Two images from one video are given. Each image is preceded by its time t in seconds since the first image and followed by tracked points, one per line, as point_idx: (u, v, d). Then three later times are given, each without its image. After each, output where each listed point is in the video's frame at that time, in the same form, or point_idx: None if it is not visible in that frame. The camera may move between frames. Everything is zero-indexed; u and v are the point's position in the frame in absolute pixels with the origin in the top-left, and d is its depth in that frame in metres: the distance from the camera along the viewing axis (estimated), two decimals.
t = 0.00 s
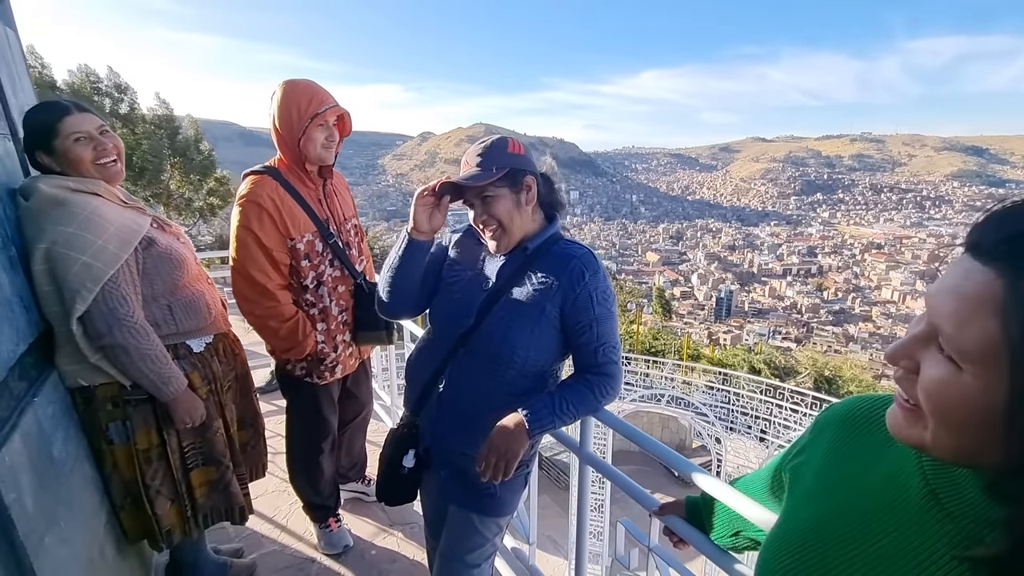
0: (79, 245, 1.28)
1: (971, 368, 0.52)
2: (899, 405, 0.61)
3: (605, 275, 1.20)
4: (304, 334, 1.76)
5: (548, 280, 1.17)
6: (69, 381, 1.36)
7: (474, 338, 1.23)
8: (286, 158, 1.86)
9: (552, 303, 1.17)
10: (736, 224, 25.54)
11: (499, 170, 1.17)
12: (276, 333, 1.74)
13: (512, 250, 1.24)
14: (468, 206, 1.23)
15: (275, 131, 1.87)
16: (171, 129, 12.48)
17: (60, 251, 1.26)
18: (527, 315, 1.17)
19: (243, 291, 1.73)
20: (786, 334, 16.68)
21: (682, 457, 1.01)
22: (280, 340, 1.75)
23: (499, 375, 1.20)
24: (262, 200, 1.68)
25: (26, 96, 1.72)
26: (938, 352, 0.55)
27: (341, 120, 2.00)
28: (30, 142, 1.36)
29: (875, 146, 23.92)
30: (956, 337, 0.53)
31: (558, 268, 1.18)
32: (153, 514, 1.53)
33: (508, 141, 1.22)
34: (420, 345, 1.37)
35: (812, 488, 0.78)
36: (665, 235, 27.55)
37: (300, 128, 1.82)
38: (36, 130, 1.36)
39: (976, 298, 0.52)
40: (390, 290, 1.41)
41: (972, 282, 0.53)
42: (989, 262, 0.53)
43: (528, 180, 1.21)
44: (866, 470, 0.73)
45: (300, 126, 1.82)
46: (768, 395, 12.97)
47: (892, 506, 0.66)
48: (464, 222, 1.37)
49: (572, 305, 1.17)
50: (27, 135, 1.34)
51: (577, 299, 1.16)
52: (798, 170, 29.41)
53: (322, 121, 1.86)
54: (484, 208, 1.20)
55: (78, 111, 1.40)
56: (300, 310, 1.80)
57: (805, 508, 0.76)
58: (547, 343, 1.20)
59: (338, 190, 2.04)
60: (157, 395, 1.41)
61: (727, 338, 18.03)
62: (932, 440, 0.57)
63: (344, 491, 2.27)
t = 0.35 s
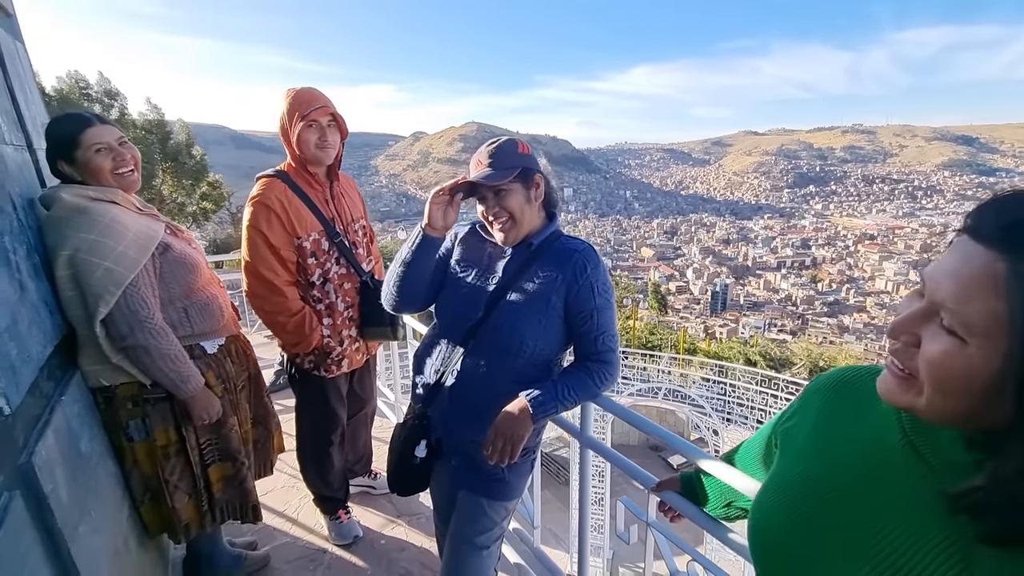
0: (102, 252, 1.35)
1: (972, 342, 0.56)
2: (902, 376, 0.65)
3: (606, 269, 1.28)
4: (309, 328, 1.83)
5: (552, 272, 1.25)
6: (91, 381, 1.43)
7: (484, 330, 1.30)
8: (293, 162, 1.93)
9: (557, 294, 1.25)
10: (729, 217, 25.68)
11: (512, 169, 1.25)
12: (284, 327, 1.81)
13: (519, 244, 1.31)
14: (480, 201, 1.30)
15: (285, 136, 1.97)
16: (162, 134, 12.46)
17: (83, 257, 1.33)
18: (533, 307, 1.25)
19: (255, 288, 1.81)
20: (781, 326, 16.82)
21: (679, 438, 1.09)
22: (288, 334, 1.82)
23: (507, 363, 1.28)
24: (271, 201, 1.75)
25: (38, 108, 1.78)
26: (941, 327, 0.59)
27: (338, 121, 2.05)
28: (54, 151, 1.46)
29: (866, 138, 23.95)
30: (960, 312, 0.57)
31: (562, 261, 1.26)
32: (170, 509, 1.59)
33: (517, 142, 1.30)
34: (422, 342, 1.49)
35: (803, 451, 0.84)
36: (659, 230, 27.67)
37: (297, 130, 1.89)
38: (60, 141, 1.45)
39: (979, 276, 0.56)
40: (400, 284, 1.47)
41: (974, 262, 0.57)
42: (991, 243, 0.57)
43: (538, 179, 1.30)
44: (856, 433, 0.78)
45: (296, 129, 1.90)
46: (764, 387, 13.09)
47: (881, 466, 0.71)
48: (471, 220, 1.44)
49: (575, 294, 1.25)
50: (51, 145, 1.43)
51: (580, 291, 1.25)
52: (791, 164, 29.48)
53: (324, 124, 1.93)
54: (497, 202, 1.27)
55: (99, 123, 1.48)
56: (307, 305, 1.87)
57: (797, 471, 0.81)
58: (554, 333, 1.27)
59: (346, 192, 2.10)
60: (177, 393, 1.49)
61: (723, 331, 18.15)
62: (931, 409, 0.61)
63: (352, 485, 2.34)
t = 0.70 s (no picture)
0: (105, 247, 1.40)
1: (1004, 326, 0.55)
2: (900, 366, 0.63)
3: (597, 261, 1.35)
4: (305, 318, 1.88)
5: (547, 263, 1.31)
6: (94, 373, 1.46)
7: (482, 321, 1.35)
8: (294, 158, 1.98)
9: (553, 285, 1.31)
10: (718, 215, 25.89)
11: (518, 164, 1.30)
12: (280, 316, 1.86)
13: (516, 236, 1.35)
14: (483, 188, 1.33)
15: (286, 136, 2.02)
16: (149, 133, 12.36)
17: (86, 252, 1.37)
18: (531, 297, 1.31)
19: (255, 279, 1.85)
20: (769, 322, 17.03)
21: (661, 418, 1.16)
22: (284, 322, 1.88)
23: (504, 351, 1.33)
24: (272, 196, 1.81)
25: (36, 107, 1.81)
26: (959, 312, 0.58)
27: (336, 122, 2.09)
28: (56, 149, 1.52)
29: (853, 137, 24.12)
30: (991, 296, 0.56)
31: (557, 253, 1.32)
32: (172, 498, 1.62)
33: (520, 140, 1.36)
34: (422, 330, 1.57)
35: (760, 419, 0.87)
36: (648, 228, 27.86)
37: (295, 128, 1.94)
38: (63, 141, 1.52)
39: (1001, 262, 0.56)
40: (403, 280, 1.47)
41: (987, 246, 0.58)
42: (999, 226, 0.58)
43: (538, 178, 1.37)
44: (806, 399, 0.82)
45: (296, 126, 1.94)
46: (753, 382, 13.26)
47: (830, 432, 0.75)
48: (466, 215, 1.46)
49: (569, 284, 1.31)
50: (54, 144, 1.50)
51: (573, 282, 1.31)
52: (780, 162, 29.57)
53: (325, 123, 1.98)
54: (502, 191, 1.31)
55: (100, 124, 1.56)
56: (303, 296, 1.92)
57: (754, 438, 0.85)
58: (549, 322, 1.34)
59: (345, 189, 2.15)
60: (178, 383, 1.54)
61: (712, 328, 18.32)
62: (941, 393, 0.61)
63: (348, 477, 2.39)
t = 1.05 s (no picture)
0: (101, 243, 1.41)
1: (974, 310, 0.60)
2: (880, 353, 0.67)
3: (587, 259, 1.39)
4: (305, 313, 1.91)
5: (539, 260, 1.35)
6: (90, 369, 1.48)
7: (476, 316, 1.39)
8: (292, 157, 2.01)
9: (545, 281, 1.35)
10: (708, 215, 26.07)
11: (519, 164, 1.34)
12: (280, 311, 1.89)
13: (509, 236, 1.39)
14: (484, 186, 1.35)
15: (284, 135, 2.04)
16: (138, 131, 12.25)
17: (82, 249, 1.39)
18: (523, 293, 1.34)
19: (255, 275, 1.88)
20: (758, 321, 17.20)
21: (647, 410, 1.20)
22: (285, 317, 1.90)
23: (499, 346, 1.37)
24: (271, 193, 1.84)
25: (30, 105, 1.82)
26: (933, 298, 0.63)
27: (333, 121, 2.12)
28: (55, 146, 1.54)
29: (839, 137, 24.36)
30: (959, 285, 0.61)
31: (548, 251, 1.36)
32: (166, 493, 1.65)
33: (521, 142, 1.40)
34: (415, 326, 1.61)
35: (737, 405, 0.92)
36: (640, 228, 27.99)
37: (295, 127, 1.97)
38: (61, 138, 1.54)
39: (966, 253, 0.61)
40: (403, 278, 1.47)
41: (953, 238, 0.63)
42: (962, 219, 0.63)
43: (535, 181, 1.41)
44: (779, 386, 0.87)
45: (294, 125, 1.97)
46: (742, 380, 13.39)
47: (803, 417, 0.79)
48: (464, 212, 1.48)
49: (559, 281, 1.35)
50: (53, 141, 1.52)
51: (564, 278, 1.35)
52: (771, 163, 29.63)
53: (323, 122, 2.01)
54: (504, 190, 1.35)
55: (99, 122, 1.58)
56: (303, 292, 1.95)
57: (731, 422, 0.88)
58: (540, 317, 1.37)
59: (341, 187, 2.18)
60: (173, 379, 1.56)
61: (703, 327, 18.48)
62: (919, 376, 0.66)
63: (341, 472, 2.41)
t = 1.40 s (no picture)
0: (99, 239, 1.43)
1: (926, 293, 0.64)
2: (843, 335, 0.71)
3: (580, 256, 1.41)
4: (305, 310, 1.93)
5: (533, 258, 1.38)
6: (89, 363, 1.50)
7: (470, 312, 1.41)
8: (290, 156, 2.03)
9: (537, 279, 1.38)
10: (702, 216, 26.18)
11: (516, 163, 1.37)
12: (280, 308, 1.90)
13: (503, 233, 1.41)
14: (483, 182, 1.37)
15: (282, 134, 2.05)
16: (131, 130, 12.19)
17: (81, 245, 1.40)
18: (517, 290, 1.37)
19: (253, 273, 1.90)
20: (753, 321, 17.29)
21: (641, 403, 1.22)
22: (283, 314, 1.91)
23: (494, 342, 1.39)
24: (270, 191, 1.86)
25: (29, 103, 1.83)
26: (889, 283, 0.67)
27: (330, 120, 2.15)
28: (55, 144, 1.56)
29: (827, 141, 24.52)
30: (912, 271, 0.65)
31: (541, 249, 1.38)
32: (163, 488, 1.66)
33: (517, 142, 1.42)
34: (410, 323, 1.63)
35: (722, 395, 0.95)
36: (635, 228, 28.08)
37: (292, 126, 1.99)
38: (61, 136, 1.56)
39: (921, 242, 0.65)
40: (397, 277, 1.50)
41: (907, 226, 0.67)
42: (915, 209, 0.67)
43: (530, 180, 1.44)
44: (761, 376, 0.90)
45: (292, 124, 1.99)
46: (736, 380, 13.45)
47: (784, 404, 0.82)
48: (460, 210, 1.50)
49: (553, 278, 1.38)
50: (53, 139, 1.55)
51: (557, 276, 1.38)
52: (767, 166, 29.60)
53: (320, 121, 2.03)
54: (503, 187, 1.37)
55: (99, 121, 1.60)
56: (301, 289, 1.97)
57: (716, 411, 0.92)
58: (534, 314, 1.40)
59: (337, 185, 2.20)
60: (170, 375, 1.57)
61: (697, 327, 18.55)
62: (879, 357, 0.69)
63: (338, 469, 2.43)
